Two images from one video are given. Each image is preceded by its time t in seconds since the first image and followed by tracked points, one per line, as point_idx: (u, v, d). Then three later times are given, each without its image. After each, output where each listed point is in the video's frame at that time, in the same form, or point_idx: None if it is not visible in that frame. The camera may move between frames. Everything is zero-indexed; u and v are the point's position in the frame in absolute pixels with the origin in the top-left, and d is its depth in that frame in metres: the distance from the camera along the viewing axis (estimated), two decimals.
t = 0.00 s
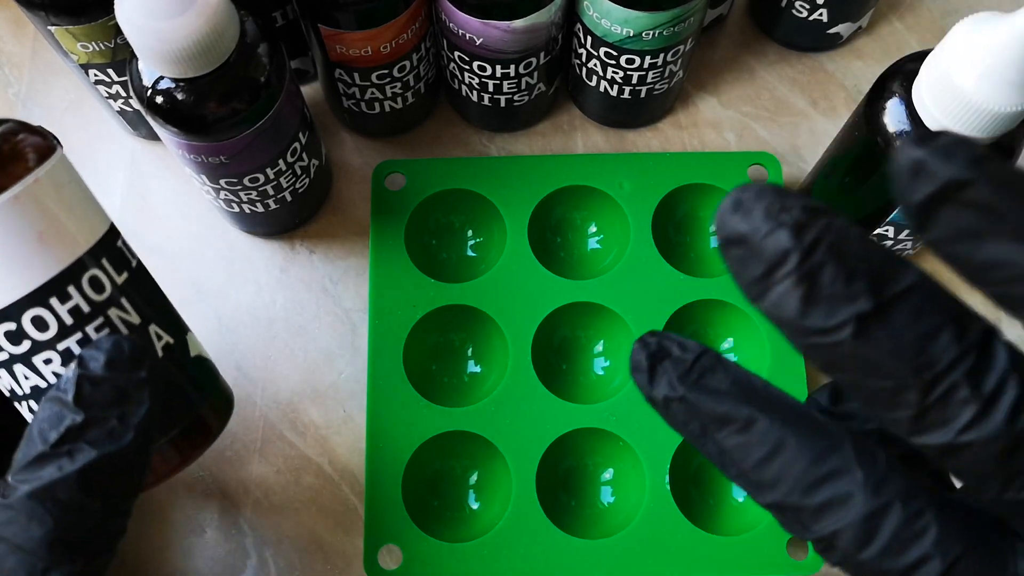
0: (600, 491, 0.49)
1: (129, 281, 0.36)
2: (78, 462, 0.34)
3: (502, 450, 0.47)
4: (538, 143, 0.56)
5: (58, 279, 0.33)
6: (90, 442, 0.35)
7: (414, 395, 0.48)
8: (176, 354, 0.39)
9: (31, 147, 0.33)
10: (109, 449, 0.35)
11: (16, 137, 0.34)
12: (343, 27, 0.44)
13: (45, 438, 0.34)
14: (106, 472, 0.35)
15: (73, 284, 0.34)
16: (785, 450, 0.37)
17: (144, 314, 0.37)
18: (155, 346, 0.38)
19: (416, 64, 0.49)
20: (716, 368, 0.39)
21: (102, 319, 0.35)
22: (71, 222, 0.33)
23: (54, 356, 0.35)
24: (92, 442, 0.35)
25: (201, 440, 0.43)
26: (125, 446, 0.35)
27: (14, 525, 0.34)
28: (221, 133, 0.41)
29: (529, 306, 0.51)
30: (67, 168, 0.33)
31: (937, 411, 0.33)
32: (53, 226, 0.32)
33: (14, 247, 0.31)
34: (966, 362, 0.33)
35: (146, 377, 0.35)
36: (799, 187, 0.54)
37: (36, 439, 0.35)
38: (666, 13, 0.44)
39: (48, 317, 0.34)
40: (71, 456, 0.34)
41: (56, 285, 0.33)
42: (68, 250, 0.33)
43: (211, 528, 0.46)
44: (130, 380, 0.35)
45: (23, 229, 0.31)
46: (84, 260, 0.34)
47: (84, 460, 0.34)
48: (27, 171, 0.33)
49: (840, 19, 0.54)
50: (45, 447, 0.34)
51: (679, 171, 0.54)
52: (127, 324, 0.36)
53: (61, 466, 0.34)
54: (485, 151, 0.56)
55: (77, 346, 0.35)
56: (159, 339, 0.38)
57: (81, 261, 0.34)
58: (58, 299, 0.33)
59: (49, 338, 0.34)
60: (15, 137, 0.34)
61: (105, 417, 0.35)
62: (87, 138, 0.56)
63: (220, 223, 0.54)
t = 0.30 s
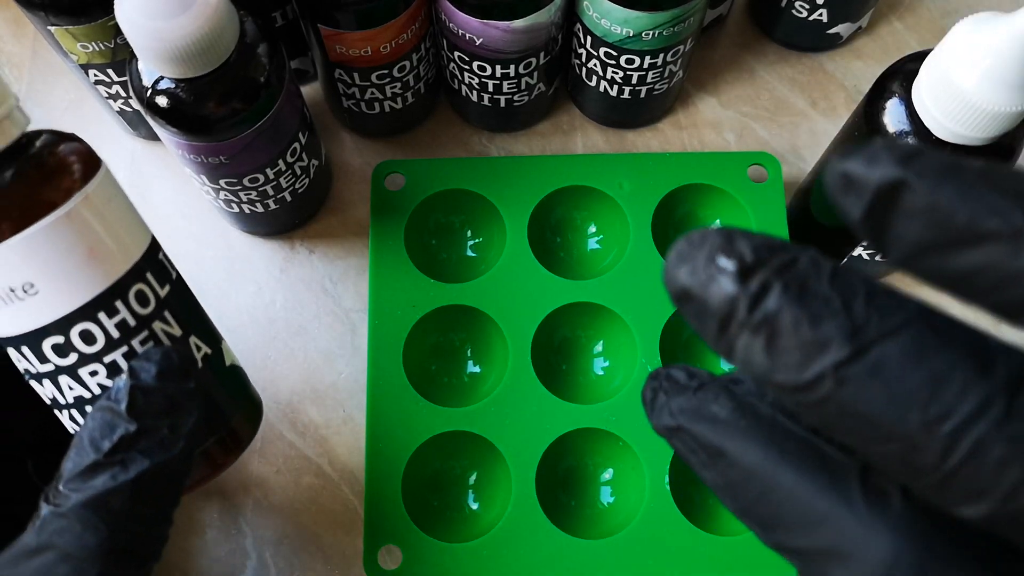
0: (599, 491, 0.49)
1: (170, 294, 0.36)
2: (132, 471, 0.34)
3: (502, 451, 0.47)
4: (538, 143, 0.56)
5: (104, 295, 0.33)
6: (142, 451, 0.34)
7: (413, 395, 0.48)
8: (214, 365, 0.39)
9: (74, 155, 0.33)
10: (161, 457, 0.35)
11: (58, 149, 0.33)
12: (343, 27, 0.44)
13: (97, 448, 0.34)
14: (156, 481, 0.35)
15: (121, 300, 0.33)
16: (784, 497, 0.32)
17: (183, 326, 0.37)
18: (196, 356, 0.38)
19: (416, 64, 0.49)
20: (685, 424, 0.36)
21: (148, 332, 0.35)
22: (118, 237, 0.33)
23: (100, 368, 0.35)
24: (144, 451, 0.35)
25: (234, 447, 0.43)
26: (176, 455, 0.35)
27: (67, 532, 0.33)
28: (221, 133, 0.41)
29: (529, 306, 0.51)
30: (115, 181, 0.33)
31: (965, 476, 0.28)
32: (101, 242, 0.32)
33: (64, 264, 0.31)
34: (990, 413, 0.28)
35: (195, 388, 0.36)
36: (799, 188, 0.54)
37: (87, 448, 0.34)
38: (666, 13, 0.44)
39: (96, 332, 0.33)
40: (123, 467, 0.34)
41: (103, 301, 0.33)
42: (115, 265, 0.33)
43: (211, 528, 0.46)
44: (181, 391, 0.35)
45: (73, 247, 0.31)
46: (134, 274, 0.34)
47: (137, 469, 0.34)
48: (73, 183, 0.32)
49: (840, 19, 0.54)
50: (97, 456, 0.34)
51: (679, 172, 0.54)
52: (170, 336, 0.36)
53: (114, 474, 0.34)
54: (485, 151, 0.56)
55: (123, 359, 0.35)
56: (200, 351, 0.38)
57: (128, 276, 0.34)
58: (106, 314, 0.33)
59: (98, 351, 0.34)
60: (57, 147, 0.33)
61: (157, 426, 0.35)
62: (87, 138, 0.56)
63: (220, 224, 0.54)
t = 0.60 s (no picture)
0: (599, 491, 0.49)
1: (177, 296, 0.36)
2: (135, 474, 0.34)
3: (502, 450, 0.47)
4: (538, 143, 0.56)
5: (112, 297, 0.33)
6: (145, 454, 0.35)
7: (413, 395, 0.48)
8: (217, 367, 0.39)
9: (81, 156, 0.33)
10: (163, 461, 0.35)
11: (65, 149, 0.33)
12: (342, 27, 0.44)
13: (100, 450, 0.34)
14: (158, 485, 0.35)
15: (128, 301, 0.34)
16: None
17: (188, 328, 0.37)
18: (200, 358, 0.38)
19: (416, 64, 0.49)
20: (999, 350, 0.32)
21: (154, 333, 0.35)
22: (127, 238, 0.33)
23: (106, 370, 0.35)
24: (147, 454, 0.35)
25: (235, 450, 0.43)
26: (179, 458, 0.35)
27: (70, 536, 0.33)
28: (221, 133, 0.41)
29: (529, 306, 0.51)
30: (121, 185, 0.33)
31: None
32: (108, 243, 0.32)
33: (73, 265, 0.31)
34: None
35: (198, 391, 0.36)
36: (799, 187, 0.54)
37: (89, 451, 0.34)
38: (666, 12, 0.44)
39: (102, 333, 0.33)
40: (126, 469, 0.34)
41: (111, 302, 0.33)
42: (123, 266, 0.33)
43: (212, 528, 0.46)
44: (184, 394, 0.35)
45: (82, 248, 0.31)
46: (142, 275, 0.34)
47: (140, 472, 0.34)
48: (82, 183, 0.32)
49: (840, 19, 0.54)
50: (100, 458, 0.34)
51: (679, 171, 0.54)
52: (175, 338, 0.36)
53: (117, 477, 0.34)
54: (485, 151, 0.56)
55: (129, 361, 0.35)
56: (203, 352, 0.38)
57: (136, 278, 0.34)
58: (113, 315, 0.33)
59: (104, 352, 0.34)
60: (64, 147, 0.33)
61: (159, 429, 0.35)
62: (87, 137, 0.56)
63: (219, 224, 0.54)
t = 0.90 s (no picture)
0: (599, 491, 0.49)
1: (139, 290, 0.37)
2: (92, 465, 0.34)
3: (502, 451, 0.47)
4: (538, 143, 0.56)
5: (67, 293, 0.33)
6: (102, 445, 0.35)
7: (413, 395, 0.48)
8: (186, 360, 0.40)
9: (39, 154, 0.33)
10: (121, 451, 0.35)
11: (25, 145, 0.33)
12: (343, 27, 0.44)
13: (57, 442, 0.34)
14: (119, 475, 0.35)
15: (85, 296, 0.34)
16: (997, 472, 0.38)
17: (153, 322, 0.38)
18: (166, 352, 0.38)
19: (416, 64, 0.49)
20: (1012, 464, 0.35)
21: (114, 328, 0.36)
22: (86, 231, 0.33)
23: (67, 366, 0.35)
24: (104, 445, 0.35)
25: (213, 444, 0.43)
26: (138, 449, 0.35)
27: (30, 531, 0.33)
28: (221, 133, 0.41)
29: (529, 306, 0.51)
30: (78, 181, 0.33)
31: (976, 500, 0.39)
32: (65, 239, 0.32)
33: (28, 263, 0.32)
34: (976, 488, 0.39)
35: (157, 380, 0.36)
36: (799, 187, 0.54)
37: (48, 444, 0.35)
38: (666, 12, 0.44)
39: (60, 329, 0.34)
40: (83, 460, 0.34)
41: (68, 298, 0.33)
42: (81, 262, 0.33)
43: (211, 528, 0.46)
44: (141, 384, 0.35)
45: (35, 244, 0.31)
46: (99, 270, 0.34)
47: (97, 463, 0.34)
48: (37, 180, 0.33)
49: (840, 19, 0.54)
50: (57, 450, 0.34)
51: (679, 172, 0.54)
52: (137, 332, 0.37)
53: (74, 469, 0.34)
54: (485, 151, 0.56)
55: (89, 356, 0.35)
56: (171, 346, 0.39)
57: (93, 272, 0.34)
58: (71, 311, 0.34)
59: (63, 348, 0.35)
60: (24, 144, 0.33)
61: (117, 420, 0.35)
62: (87, 138, 0.56)
63: (219, 223, 0.54)
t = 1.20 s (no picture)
0: (599, 491, 0.49)
1: (128, 291, 0.37)
2: (78, 458, 0.34)
3: (502, 450, 0.47)
4: (538, 143, 0.56)
5: (52, 297, 0.33)
6: (89, 438, 0.35)
7: (413, 395, 0.48)
8: (176, 358, 0.40)
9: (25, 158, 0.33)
10: (108, 443, 0.35)
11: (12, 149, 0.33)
12: (343, 27, 0.44)
13: (45, 436, 0.35)
14: (107, 467, 0.35)
15: (72, 300, 0.34)
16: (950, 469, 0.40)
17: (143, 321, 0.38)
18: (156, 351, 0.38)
19: (416, 64, 0.49)
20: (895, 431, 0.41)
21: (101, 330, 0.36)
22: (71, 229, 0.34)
23: (55, 368, 0.36)
24: (91, 437, 0.35)
25: (208, 439, 0.44)
26: (124, 440, 0.35)
27: (19, 525, 0.33)
28: (221, 133, 0.41)
29: (530, 306, 0.51)
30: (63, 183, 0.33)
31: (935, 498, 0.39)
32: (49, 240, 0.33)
33: (11, 265, 0.32)
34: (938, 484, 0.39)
35: (143, 374, 0.36)
36: (799, 187, 0.54)
37: (37, 438, 0.35)
38: (666, 13, 0.44)
39: (46, 332, 0.34)
40: (70, 453, 0.35)
41: (53, 303, 0.34)
42: (67, 263, 0.34)
43: (211, 528, 0.46)
44: (126, 377, 0.35)
45: (20, 249, 0.32)
46: (86, 274, 0.35)
47: (84, 455, 0.35)
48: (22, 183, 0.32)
49: (840, 19, 0.54)
50: (45, 444, 0.35)
51: (679, 171, 0.54)
52: (126, 332, 0.37)
53: (62, 461, 0.34)
54: (485, 151, 0.56)
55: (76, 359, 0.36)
56: (161, 345, 0.39)
57: (79, 275, 0.34)
58: (57, 315, 0.34)
59: (51, 351, 0.35)
60: (13, 147, 0.33)
61: (103, 413, 0.35)
62: (87, 138, 0.56)
63: (219, 224, 0.54)
